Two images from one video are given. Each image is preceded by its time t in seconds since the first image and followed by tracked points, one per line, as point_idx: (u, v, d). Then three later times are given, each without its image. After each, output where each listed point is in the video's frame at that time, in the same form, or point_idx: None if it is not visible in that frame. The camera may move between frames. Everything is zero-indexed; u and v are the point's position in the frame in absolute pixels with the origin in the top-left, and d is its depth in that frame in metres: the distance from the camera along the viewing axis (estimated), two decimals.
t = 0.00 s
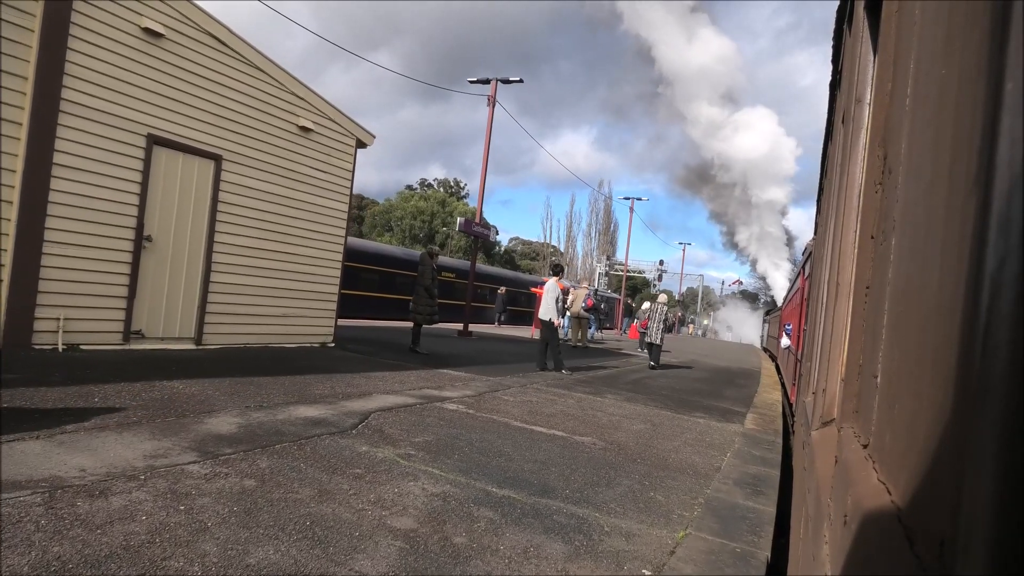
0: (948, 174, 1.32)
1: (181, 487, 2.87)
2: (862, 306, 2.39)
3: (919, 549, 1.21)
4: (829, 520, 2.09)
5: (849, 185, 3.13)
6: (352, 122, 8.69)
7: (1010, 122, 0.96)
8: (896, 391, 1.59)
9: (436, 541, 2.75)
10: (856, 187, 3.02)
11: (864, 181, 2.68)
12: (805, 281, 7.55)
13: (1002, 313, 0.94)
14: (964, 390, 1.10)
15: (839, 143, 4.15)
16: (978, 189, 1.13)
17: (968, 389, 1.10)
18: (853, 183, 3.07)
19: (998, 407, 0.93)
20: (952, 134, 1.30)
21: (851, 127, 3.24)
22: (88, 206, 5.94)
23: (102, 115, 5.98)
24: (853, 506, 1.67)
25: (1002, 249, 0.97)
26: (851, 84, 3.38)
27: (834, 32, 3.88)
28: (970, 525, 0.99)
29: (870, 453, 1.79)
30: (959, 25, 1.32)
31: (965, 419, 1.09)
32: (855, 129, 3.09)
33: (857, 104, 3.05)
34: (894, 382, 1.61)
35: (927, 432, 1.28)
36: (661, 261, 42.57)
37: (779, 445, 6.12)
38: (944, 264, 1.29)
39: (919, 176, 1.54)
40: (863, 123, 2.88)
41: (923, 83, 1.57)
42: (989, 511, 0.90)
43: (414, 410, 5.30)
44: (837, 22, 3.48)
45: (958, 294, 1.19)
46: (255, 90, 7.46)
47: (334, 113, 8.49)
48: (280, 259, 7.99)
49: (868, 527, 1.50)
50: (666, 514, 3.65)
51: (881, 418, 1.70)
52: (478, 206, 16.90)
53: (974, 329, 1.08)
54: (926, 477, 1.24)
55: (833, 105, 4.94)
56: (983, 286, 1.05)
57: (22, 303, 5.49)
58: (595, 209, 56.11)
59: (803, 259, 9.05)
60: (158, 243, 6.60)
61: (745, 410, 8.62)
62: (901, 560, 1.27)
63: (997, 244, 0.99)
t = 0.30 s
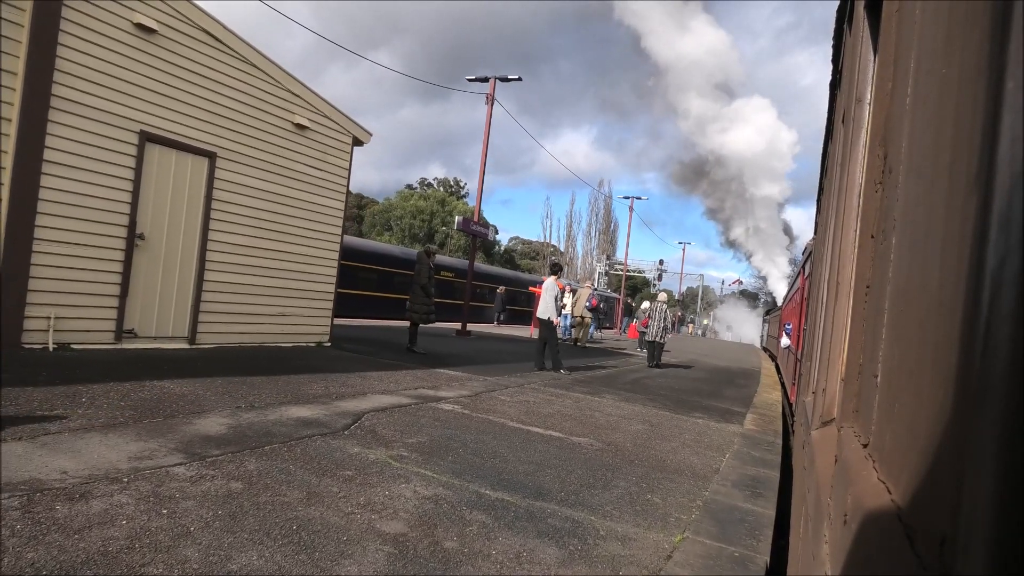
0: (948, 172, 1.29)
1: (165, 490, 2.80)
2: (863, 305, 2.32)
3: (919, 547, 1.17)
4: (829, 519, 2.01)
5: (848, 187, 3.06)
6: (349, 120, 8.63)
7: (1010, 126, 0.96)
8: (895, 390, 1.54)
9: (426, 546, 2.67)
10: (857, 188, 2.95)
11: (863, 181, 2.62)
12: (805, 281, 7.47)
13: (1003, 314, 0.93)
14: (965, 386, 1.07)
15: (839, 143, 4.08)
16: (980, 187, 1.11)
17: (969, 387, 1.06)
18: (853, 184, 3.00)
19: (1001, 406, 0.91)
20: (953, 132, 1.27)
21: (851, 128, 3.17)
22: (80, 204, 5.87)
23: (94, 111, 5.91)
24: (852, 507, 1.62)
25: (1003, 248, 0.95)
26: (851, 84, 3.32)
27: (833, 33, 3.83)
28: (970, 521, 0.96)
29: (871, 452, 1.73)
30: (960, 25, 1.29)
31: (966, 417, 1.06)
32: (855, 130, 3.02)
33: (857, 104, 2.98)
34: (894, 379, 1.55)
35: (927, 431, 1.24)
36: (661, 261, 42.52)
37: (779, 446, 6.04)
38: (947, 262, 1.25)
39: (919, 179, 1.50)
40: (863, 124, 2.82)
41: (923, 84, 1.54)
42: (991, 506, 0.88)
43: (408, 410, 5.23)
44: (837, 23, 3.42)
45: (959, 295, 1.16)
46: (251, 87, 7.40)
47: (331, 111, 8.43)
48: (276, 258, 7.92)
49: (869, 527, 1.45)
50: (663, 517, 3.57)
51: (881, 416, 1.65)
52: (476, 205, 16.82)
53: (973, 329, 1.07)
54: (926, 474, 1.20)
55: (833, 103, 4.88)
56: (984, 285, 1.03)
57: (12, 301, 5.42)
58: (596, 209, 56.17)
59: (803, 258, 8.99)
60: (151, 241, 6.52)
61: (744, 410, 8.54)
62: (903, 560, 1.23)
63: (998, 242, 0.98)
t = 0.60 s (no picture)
0: (949, 167, 1.24)
1: (144, 493, 2.71)
2: (863, 306, 2.24)
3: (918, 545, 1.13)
4: (829, 522, 1.92)
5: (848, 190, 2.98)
6: (345, 117, 8.54)
7: (1010, 120, 0.91)
8: (895, 391, 1.46)
9: (414, 552, 2.59)
10: (857, 190, 2.87)
11: (863, 182, 2.55)
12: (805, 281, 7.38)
13: (1004, 313, 0.89)
14: (965, 386, 1.03)
15: (839, 143, 4.01)
16: (981, 183, 1.06)
17: (969, 389, 1.01)
18: (852, 185, 2.91)
19: (1004, 410, 0.86)
20: (952, 125, 1.22)
21: (851, 128, 3.11)
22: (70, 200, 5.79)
23: (85, 106, 5.83)
24: (852, 510, 1.53)
25: (1004, 248, 0.91)
26: (851, 86, 3.26)
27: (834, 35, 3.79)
28: (969, 523, 0.92)
29: (871, 451, 1.64)
30: (958, 17, 1.24)
31: (965, 419, 1.02)
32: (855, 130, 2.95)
33: (857, 105, 2.91)
34: (894, 378, 1.47)
35: (927, 433, 1.18)
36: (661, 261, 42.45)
37: (779, 448, 5.96)
38: (947, 259, 1.20)
39: (918, 177, 1.44)
40: (863, 125, 2.76)
41: (923, 78, 1.48)
42: (991, 511, 0.85)
43: (402, 410, 5.15)
44: (837, 22, 3.35)
45: (959, 295, 1.11)
46: (245, 83, 7.31)
47: (327, 107, 8.34)
48: (271, 255, 7.83)
49: (869, 531, 1.36)
50: (659, 521, 3.48)
51: (880, 416, 1.57)
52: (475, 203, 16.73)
53: (973, 329, 1.02)
54: (926, 475, 1.14)
55: (835, 100, 4.80)
56: (984, 283, 0.99)
57: None
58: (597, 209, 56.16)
59: (803, 258, 8.91)
60: (143, 238, 6.42)
61: (744, 411, 8.44)
62: (902, 564, 1.17)
63: (998, 240, 0.94)
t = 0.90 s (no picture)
0: (949, 168, 1.25)
1: (125, 497, 2.64)
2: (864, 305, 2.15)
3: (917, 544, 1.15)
4: (829, 526, 1.86)
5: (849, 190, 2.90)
6: (341, 114, 8.46)
7: (1011, 123, 0.95)
8: (894, 391, 1.46)
9: (402, 557, 2.52)
10: (857, 190, 2.79)
11: (864, 184, 2.48)
12: (806, 280, 7.29)
13: (1004, 311, 0.93)
14: (964, 385, 1.05)
15: (839, 142, 3.93)
16: (981, 184, 1.08)
17: (968, 387, 1.04)
18: (853, 185, 2.84)
19: (1002, 406, 0.90)
20: (952, 127, 1.24)
21: (850, 129, 3.06)
22: (58, 196, 5.71)
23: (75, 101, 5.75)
24: (853, 513, 1.51)
25: (1002, 247, 0.95)
26: (851, 86, 3.20)
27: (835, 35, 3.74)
28: (969, 523, 0.95)
29: (871, 451, 1.63)
30: (959, 21, 1.26)
31: (965, 417, 1.04)
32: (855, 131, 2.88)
33: (857, 105, 2.84)
34: (894, 378, 1.47)
35: (926, 431, 1.20)
36: (661, 260, 42.38)
37: (778, 449, 5.89)
38: (947, 257, 1.21)
39: (919, 179, 1.45)
40: (863, 124, 2.70)
41: (923, 80, 1.48)
42: (992, 508, 0.89)
43: (396, 411, 5.07)
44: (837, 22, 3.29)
45: (959, 295, 1.13)
46: (240, 79, 7.23)
47: (323, 104, 8.26)
48: (266, 254, 7.76)
49: (869, 530, 1.38)
50: (656, 525, 3.41)
51: (880, 416, 1.56)
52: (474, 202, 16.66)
53: (972, 330, 1.05)
54: (926, 471, 1.17)
55: (835, 99, 4.73)
56: (983, 285, 1.02)
57: None
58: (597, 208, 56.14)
59: (803, 258, 8.85)
60: (135, 235, 6.33)
61: (743, 412, 8.36)
62: (902, 562, 1.19)
63: (995, 239, 0.98)
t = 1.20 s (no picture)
0: (949, 168, 1.24)
1: (100, 501, 2.54)
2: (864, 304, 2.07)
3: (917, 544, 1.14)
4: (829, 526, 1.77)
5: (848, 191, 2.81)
6: (336, 110, 8.37)
7: (1011, 124, 0.97)
8: (894, 391, 1.43)
9: (387, 565, 2.43)
10: (857, 189, 2.71)
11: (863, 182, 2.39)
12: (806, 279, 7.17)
13: (1002, 309, 0.96)
14: (962, 384, 1.06)
15: (840, 142, 3.84)
16: (980, 186, 1.08)
17: (966, 388, 1.04)
18: (853, 184, 2.76)
19: (1001, 406, 0.92)
20: (952, 126, 1.23)
21: (851, 128, 2.95)
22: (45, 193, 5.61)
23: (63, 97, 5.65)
24: (852, 514, 1.46)
25: (1004, 246, 0.96)
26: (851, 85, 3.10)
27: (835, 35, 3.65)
28: (970, 522, 0.97)
29: (871, 450, 1.58)
30: (959, 21, 1.25)
31: (963, 417, 1.05)
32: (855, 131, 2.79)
33: (856, 104, 2.75)
34: (894, 376, 1.43)
35: (926, 428, 1.19)
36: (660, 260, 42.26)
37: (778, 450, 5.79)
38: (948, 254, 1.19)
39: (918, 177, 1.43)
40: (863, 124, 2.62)
41: (923, 80, 1.46)
42: (992, 505, 0.92)
43: (388, 411, 4.97)
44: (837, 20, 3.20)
45: (959, 296, 1.12)
46: (234, 76, 7.15)
47: (318, 101, 8.18)
48: (261, 252, 7.68)
49: (870, 530, 1.33)
50: (652, 529, 3.31)
51: (881, 414, 1.52)
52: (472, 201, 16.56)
53: (972, 330, 1.06)
54: (926, 469, 1.16)
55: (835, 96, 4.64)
56: (980, 285, 1.04)
57: None
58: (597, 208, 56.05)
59: (803, 257, 8.75)
60: (125, 233, 6.24)
61: (743, 412, 8.25)
62: (901, 560, 1.18)
63: (990, 241, 1.01)
